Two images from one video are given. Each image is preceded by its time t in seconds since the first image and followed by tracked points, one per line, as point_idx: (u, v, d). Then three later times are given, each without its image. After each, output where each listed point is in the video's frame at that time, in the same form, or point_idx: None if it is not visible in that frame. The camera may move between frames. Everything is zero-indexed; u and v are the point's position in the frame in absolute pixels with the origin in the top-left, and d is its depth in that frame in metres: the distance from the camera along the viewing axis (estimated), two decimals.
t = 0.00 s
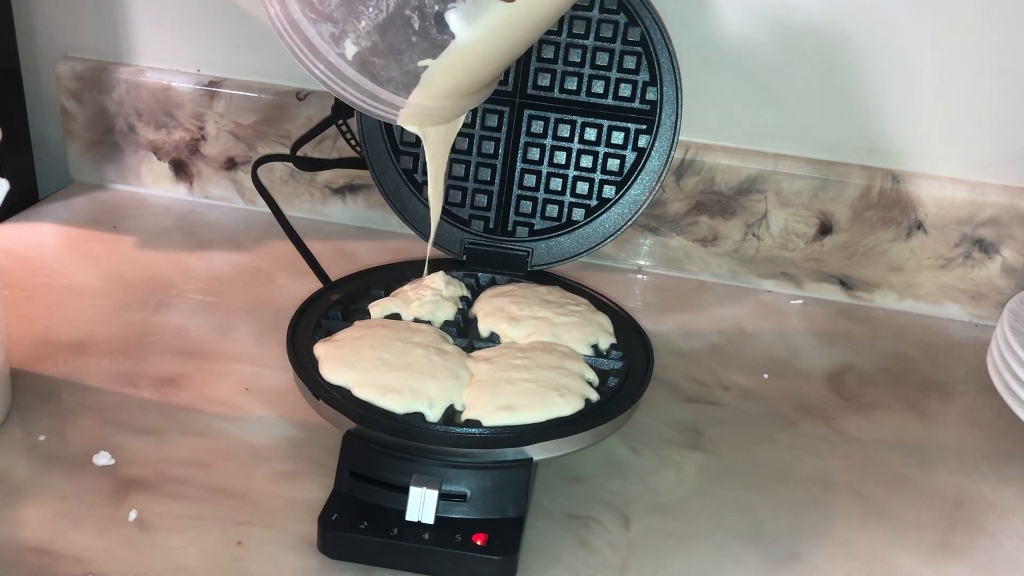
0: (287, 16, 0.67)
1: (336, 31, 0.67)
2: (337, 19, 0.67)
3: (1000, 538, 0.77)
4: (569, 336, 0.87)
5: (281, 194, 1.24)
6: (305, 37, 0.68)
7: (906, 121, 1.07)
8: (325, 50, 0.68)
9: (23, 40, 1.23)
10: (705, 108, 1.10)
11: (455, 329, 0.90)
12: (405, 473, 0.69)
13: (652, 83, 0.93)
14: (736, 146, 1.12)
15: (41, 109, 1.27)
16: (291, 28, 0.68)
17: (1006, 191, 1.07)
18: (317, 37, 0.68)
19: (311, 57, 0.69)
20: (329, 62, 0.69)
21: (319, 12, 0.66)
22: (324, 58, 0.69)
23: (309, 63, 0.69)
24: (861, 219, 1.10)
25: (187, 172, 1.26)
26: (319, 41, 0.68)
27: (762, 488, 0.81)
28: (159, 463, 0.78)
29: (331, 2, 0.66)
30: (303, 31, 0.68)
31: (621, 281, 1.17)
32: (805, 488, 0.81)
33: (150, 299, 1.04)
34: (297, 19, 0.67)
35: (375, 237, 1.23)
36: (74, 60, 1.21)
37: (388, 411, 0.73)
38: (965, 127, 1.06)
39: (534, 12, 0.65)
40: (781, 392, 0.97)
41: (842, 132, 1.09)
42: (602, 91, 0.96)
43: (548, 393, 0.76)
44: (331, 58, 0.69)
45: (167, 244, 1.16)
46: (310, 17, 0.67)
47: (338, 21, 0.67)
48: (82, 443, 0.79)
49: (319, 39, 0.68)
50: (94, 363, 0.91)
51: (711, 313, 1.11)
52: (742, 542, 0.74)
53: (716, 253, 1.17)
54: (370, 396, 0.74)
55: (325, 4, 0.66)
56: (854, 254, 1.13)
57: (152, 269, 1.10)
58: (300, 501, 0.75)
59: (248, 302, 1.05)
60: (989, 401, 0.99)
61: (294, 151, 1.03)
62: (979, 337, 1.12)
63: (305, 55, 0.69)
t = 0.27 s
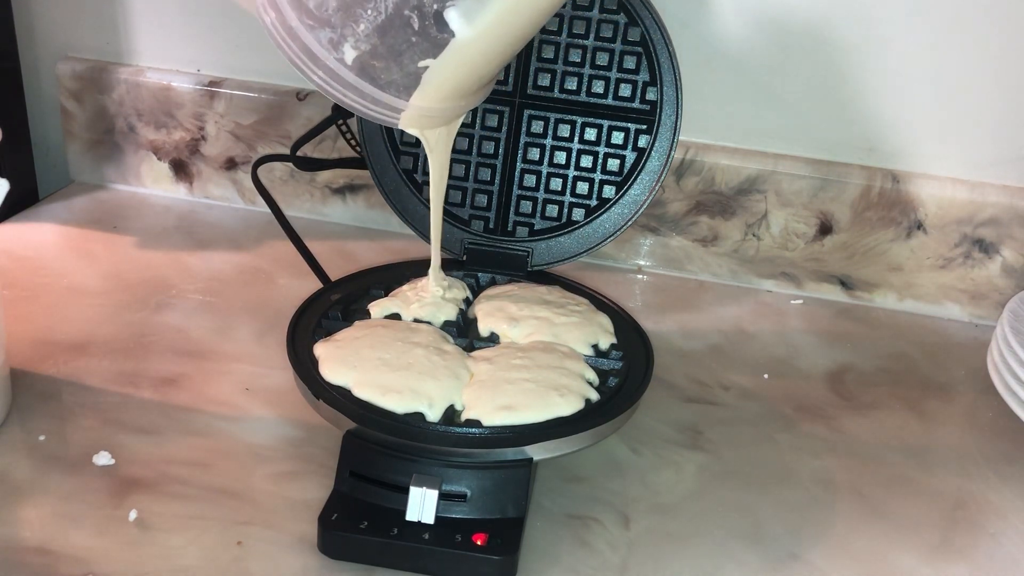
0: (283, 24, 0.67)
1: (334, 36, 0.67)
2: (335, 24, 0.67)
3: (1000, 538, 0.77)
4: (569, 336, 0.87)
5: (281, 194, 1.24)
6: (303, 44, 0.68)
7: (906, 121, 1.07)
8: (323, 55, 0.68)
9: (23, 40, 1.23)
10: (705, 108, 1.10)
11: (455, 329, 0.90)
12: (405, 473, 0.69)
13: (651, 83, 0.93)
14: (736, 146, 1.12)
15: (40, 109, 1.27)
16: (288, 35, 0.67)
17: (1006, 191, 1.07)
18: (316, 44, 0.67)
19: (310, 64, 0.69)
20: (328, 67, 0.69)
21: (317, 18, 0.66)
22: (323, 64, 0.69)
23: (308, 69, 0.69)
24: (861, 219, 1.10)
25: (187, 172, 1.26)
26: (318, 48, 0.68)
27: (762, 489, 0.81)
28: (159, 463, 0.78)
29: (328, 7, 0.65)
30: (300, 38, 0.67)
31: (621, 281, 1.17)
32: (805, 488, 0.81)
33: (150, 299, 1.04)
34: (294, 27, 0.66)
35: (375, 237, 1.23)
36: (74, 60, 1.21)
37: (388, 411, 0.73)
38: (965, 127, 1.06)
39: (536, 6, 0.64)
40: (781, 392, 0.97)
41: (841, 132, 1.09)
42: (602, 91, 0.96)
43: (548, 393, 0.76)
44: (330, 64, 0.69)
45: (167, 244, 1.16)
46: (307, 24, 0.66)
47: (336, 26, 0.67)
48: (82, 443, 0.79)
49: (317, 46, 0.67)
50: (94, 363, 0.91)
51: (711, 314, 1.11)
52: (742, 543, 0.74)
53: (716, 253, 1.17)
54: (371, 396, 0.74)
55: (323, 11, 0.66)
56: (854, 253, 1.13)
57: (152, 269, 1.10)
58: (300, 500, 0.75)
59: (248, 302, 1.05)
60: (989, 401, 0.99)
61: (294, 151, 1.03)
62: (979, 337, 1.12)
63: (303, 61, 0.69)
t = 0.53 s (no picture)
0: (279, 24, 0.67)
1: (332, 35, 0.67)
2: (332, 23, 0.67)
3: (1000, 538, 0.77)
4: (569, 336, 0.87)
5: (281, 194, 1.24)
6: (299, 43, 0.67)
7: (906, 121, 1.07)
8: (320, 55, 0.68)
9: (23, 40, 1.23)
10: (705, 108, 1.10)
11: (455, 329, 0.90)
12: (405, 473, 0.69)
13: (651, 83, 0.93)
14: (736, 146, 1.12)
15: (40, 109, 1.27)
16: (284, 35, 0.67)
17: (1006, 191, 1.07)
18: (313, 43, 0.67)
19: (307, 64, 0.68)
20: (325, 67, 0.69)
21: (314, 17, 0.66)
22: (320, 64, 0.68)
23: (305, 69, 0.68)
24: (861, 219, 1.10)
25: (187, 172, 1.26)
26: (315, 47, 0.67)
27: (762, 488, 0.81)
28: (159, 463, 0.78)
29: (325, 5, 0.66)
30: (296, 37, 0.67)
31: (621, 281, 1.17)
32: (805, 489, 0.81)
33: (150, 299, 1.04)
34: (291, 26, 0.66)
35: (375, 237, 1.23)
36: (74, 60, 1.21)
37: (387, 411, 0.73)
38: (965, 127, 1.06)
39: None
40: (781, 392, 0.97)
41: (842, 132, 1.09)
42: (602, 91, 0.96)
43: (548, 393, 0.76)
44: (327, 63, 0.68)
45: (167, 245, 1.16)
46: (304, 24, 0.66)
47: (334, 24, 0.67)
48: (82, 443, 0.79)
49: (314, 45, 0.67)
50: (94, 363, 0.91)
51: (711, 314, 1.11)
52: (743, 543, 0.74)
53: (716, 253, 1.17)
54: (370, 396, 0.74)
55: (321, 9, 0.66)
56: (854, 253, 1.13)
57: (152, 269, 1.10)
58: (300, 500, 0.75)
59: (248, 302, 1.05)
60: (989, 401, 0.99)
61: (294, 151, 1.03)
62: (979, 337, 1.12)
63: (301, 61, 0.68)
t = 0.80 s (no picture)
0: (271, 24, 0.67)
1: (324, 34, 0.67)
2: (325, 22, 0.67)
3: (999, 538, 0.77)
4: (569, 336, 0.87)
5: (281, 194, 1.24)
6: (292, 44, 0.68)
7: (906, 122, 1.07)
8: (313, 54, 0.68)
9: (23, 40, 1.23)
10: (705, 108, 1.10)
11: (455, 329, 0.90)
12: (405, 473, 0.69)
13: (652, 83, 0.93)
14: (736, 146, 1.12)
15: (40, 109, 1.27)
16: (277, 34, 0.67)
17: (1006, 191, 1.07)
18: (306, 43, 0.67)
19: (299, 63, 0.68)
20: (318, 66, 0.69)
21: (307, 17, 0.66)
22: (313, 63, 0.69)
23: (298, 69, 0.69)
24: (861, 219, 1.10)
25: (187, 172, 1.26)
26: (307, 47, 0.68)
27: (762, 488, 0.81)
28: (159, 463, 0.78)
29: (317, 5, 0.66)
30: (289, 38, 0.67)
31: (621, 281, 1.17)
32: (804, 489, 0.81)
33: (150, 299, 1.04)
34: (283, 26, 0.66)
35: (375, 237, 1.23)
36: (74, 60, 1.21)
37: (387, 411, 0.73)
38: (964, 127, 1.06)
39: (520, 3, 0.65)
40: (781, 392, 0.97)
41: (842, 132, 1.09)
42: (602, 91, 0.96)
43: (548, 393, 0.76)
44: (320, 63, 0.69)
45: (167, 245, 1.16)
46: (296, 23, 0.67)
47: (326, 24, 0.67)
48: (82, 443, 0.79)
49: (307, 44, 0.68)
50: (94, 363, 0.91)
51: (711, 313, 1.11)
52: (742, 542, 0.74)
53: (716, 253, 1.17)
54: (370, 396, 0.74)
55: (313, 9, 0.66)
56: (854, 253, 1.13)
57: (152, 269, 1.10)
58: (300, 500, 0.75)
59: (248, 302, 1.05)
60: (988, 401, 0.99)
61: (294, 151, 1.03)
62: (979, 337, 1.12)
63: (294, 61, 0.68)
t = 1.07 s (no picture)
0: (265, 32, 0.67)
1: (317, 43, 0.67)
2: (318, 32, 0.67)
3: (999, 538, 0.77)
4: (569, 336, 0.87)
5: (281, 194, 1.24)
6: (285, 52, 0.68)
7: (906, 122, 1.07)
8: (306, 63, 0.68)
9: (23, 40, 1.23)
10: (705, 108, 1.10)
11: (455, 329, 0.90)
12: (405, 473, 0.69)
13: (652, 83, 0.93)
14: (735, 146, 1.12)
15: (40, 109, 1.27)
16: (271, 43, 0.68)
17: (1006, 191, 1.07)
18: (298, 52, 0.68)
19: (293, 72, 0.69)
20: (311, 76, 0.69)
21: (299, 27, 0.67)
22: (306, 72, 0.69)
23: (291, 77, 0.69)
24: (861, 219, 1.10)
25: (187, 172, 1.26)
26: (300, 56, 0.68)
27: (762, 488, 0.81)
28: (159, 463, 0.78)
29: (310, 13, 0.66)
30: (282, 47, 0.68)
31: (621, 281, 1.17)
32: (804, 489, 0.81)
33: (150, 299, 1.04)
34: (277, 35, 0.67)
35: (375, 237, 1.23)
36: (74, 60, 1.21)
37: (387, 411, 0.73)
38: (964, 127, 1.06)
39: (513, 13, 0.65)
40: (781, 392, 0.97)
41: (841, 132, 1.09)
42: (602, 91, 0.96)
43: (548, 393, 0.76)
44: (313, 72, 0.69)
45: (167, 244, 1.16)
46: (289, 32, 0.67)
47: (319, 34, 0.67)
48: (82, 443, 0.79)
49: (300, 54, 0.68)
50: (94, 363, 0.91)
51: (711, 313, 1.11)
52: (742, 542, 0.74)
53: (716, 253, 1.17)
54: (370, 396, 0.74)
55: (306, 19, 0.66)
56: (854, 253, 1.13)
57: (152, 269, 1.10)
58: (300, 500, 0.75)
59: (248, 302, 1.05)
60: (988, 401, 0.99)
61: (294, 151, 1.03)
62: (979, 337, 1.12)
63: (287, 69, 0.69)
